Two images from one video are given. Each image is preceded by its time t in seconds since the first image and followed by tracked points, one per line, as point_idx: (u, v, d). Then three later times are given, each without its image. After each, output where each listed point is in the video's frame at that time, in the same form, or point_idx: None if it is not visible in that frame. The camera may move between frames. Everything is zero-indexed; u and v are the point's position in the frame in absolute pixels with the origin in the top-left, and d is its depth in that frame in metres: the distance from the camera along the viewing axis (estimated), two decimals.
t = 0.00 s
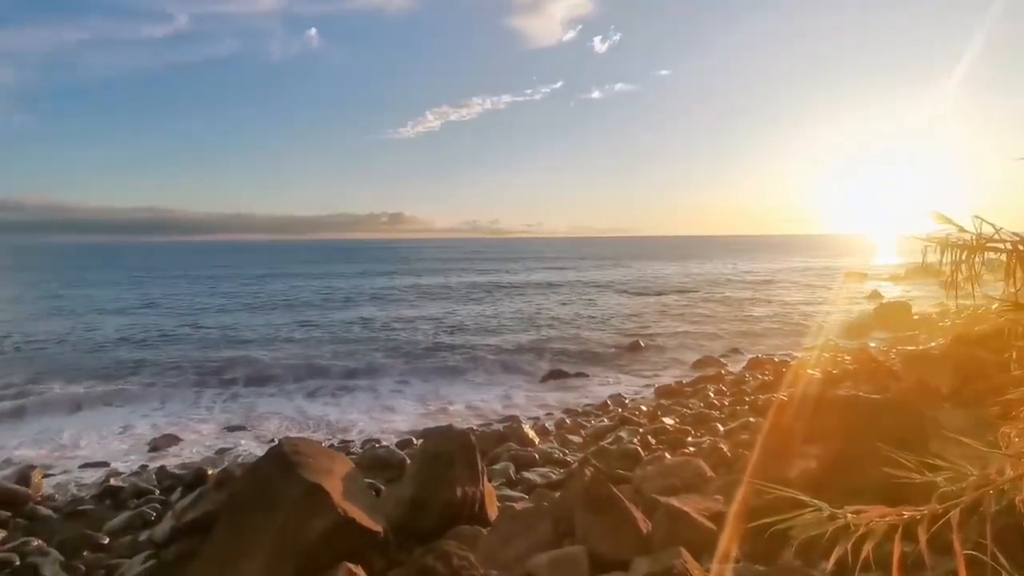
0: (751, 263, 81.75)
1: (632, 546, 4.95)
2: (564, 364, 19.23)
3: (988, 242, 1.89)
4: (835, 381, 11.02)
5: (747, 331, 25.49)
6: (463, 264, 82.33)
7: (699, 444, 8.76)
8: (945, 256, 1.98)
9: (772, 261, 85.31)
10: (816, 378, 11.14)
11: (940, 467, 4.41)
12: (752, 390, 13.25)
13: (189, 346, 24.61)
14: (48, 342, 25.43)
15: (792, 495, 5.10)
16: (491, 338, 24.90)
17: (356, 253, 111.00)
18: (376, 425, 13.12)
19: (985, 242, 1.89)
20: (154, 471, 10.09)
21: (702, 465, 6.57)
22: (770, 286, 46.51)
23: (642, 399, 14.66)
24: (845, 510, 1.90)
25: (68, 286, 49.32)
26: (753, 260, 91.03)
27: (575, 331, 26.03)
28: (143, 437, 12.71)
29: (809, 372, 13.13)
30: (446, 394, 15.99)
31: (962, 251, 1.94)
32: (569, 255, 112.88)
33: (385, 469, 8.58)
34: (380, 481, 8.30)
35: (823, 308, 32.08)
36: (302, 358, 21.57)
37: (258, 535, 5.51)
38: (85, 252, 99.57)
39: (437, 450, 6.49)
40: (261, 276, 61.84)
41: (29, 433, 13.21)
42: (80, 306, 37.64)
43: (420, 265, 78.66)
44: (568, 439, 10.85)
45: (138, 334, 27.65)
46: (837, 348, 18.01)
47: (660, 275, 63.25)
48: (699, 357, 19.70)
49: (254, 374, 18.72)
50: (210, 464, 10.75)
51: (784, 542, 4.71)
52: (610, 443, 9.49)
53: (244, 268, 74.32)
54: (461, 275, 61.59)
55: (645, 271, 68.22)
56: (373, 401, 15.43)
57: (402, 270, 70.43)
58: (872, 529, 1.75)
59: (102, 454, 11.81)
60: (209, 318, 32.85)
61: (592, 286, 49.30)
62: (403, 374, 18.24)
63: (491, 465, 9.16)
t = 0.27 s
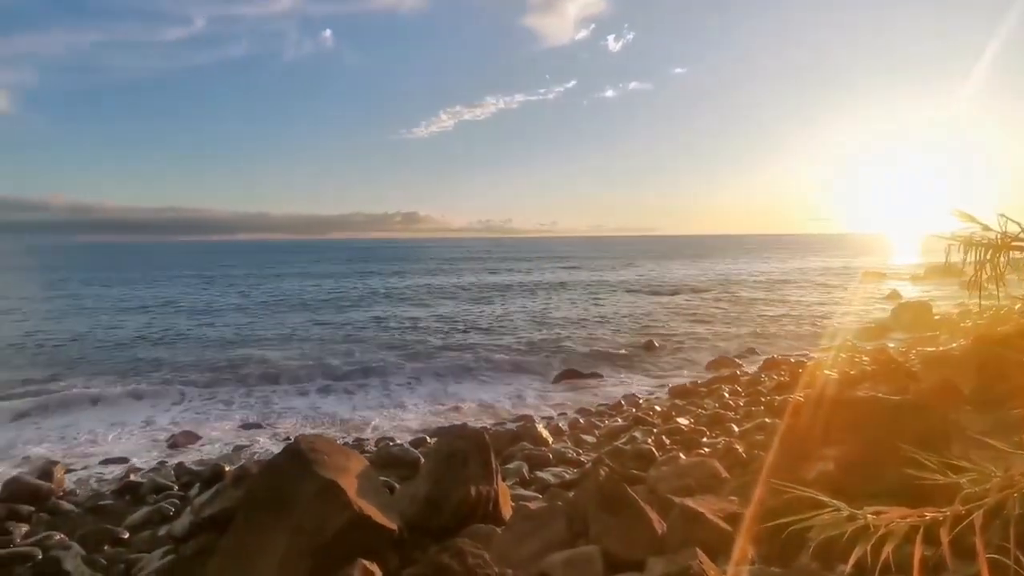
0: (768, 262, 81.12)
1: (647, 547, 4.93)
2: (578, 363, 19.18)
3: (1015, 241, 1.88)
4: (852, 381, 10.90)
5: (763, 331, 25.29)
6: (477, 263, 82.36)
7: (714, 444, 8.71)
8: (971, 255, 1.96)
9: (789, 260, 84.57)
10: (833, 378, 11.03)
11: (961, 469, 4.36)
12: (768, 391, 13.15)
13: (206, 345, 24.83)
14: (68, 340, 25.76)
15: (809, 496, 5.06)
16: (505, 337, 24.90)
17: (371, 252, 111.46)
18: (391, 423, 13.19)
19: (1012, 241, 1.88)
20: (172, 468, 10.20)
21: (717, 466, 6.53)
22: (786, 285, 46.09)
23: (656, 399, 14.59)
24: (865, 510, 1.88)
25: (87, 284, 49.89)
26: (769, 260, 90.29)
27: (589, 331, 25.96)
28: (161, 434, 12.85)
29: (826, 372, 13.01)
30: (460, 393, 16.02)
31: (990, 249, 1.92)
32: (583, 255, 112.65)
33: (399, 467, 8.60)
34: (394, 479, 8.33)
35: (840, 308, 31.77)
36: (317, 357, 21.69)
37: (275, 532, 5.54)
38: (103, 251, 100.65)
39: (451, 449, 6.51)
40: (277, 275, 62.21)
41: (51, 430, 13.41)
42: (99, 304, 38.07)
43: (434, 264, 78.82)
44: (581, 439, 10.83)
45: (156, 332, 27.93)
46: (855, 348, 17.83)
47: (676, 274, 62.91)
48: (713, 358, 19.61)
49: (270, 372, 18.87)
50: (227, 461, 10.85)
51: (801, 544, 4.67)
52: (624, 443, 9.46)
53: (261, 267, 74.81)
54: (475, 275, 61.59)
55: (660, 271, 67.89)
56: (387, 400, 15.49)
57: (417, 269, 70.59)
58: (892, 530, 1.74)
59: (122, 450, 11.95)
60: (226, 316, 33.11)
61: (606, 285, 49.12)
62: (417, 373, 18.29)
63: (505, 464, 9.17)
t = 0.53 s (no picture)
0: (783, 262, 80.44)
1: (659, 547, 4.91)
2: (592, 362, 19.14)
3: None
4: (868, 381, 10.78)
5: (778, 331, 25.10)
6: (490, 263, 82.34)
7: (727, 445, 8.65)
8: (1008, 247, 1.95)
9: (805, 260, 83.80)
10: (849, 380, 10.92)
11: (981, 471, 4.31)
12: (783, 391, 13.04)
13: (221, 343, 25.04)
14: (86, 338, 26.07)
15: (824, 498, 5.02)
16: (519, 337, 24.90)
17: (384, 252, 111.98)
18: (404, 422, 13.23)
19: None
20: (189, 464, 10.30)
21: (730, 466, 6.49)
22: (801, 285, 45.66)
23: (670, 398, 14.52)
24: (885, 512, 1.87)
25: (104, 284, 50.41)
26: (784, 259, 89.50)
27: (602, 331, 25.88)
28: (178, 432, 12.99)
29: (843, 373, 12.89)
30: (473, 393, 16.04)
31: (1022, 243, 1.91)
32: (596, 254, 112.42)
33: (412, 465, 8.64)
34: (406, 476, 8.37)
35: (857, 308, 31.44)
36: (331, 356, 21.81)
37: (290, 528, 5.57)
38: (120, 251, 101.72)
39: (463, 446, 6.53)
40: (292, 274, 62.56)
41: (71, 427, 13.58)
42: (116, 303, 38.49)
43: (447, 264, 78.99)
44: (594, 438, 10.81)
45: (173, 331, 28.18)
46: (872, 349, 17.64)
47: (689, 274, 62.54)
48: (727, 358, 19.51)
49: (285, 370, 18.99)
50: (243, 458, 10.94)
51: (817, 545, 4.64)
52: (637, 442, 9.43)
53: (275, 266, 75.23)
54: (488, 275, 61.54)
55: (674, 270, 67.53)
56: (400, 399, 15.54)
57: (429, 268, 70.70)
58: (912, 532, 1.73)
59: (140, 447, 12.08)
60: (241, 316, 33.34)
61: (620, 285, 48.93)
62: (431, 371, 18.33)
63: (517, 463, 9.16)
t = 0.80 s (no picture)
0: (796, 261, 79.87)
1: (670, 547, 4.90)
2: (602, 362, 19.11)
3: None
4: (881, 382, 10.69)
5: (790, 331, 24.93)
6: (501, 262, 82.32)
7: (738, 445, 8.62)
8: None
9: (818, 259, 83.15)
10: (861, 380, 10.84)
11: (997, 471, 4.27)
12: (794, 391, 12.97)
13: (233, 342, 25.20)
14: (100, 337, 26.32)
15: (836, 498, 5.00)
16: (529, 336, 24.89)
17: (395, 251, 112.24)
18: (415, 421, 13.26)
19: None
20: (202, 461, 10.39)
21: (741, 466, 6.47)
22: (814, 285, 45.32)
23: (681, 398, 14.47)
24: (899, 510, 1.86)
25: (118, 283, 50.84)
26: (797, 258, 88.89)
27: (613, 330, 25.81)
28: (191, 429, 13.10)
29: (855, 373, 12.79)
30: (483, 392, 16.05)
31: None
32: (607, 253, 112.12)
33: (422, 463, 8.66)
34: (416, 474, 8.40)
35: (871, 308, 31.17)
36: (343, 355, 21.90)
37: (302, 525, 5.60)
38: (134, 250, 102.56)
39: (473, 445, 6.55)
40: (303, 274, 62.82)
41: (86, 424, 13.72)
42: (129, 302, 38.83)
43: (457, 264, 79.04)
44: (604, 438, 10.79)
45: (185, 329, 28.39)
46: (886, 350, 17.49)
47: (701, 273, 62.23)
48: (738, 357, 19.42)
49: (296, 369, 19.08)
50: (255, 456, 11.02)
51: (830, 546, 4.61)
52: (647, 442, 9.41)
53: (287, 265, 75.58)
54: (498, 274, 61.53)
55: (685, 270, 67.23)
56: (411, 398, 15.59)
57: (440, 267, 70.77)
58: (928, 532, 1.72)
59: (153, 444, 12.19)
60: (253, 314, 33.55)
61: (630, 284, 48.75)
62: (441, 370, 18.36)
63: (527, 462, 9.17)
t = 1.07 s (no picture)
0: (810, 261, 79.28)
1: (682, 547, 4.89)
2: (613, 361, 19.07)
3: None
4: (895, 383, 10.60)
5: (804, 331, 24.77)
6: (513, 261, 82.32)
7: (750, 445, 8.58)
8: None
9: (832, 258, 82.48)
10: (874, 381, 10.76)
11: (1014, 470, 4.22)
12: (807, 392, 12.88)
13: (246, 341, 25.39)
14: (116, 335, 26.60)
15: (850, 499, 4.98)
16: (540, 335, 24.89)
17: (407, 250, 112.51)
18: (426, 419, 13.31)
19: None
20: (216, 458, 10.48)
21: (753, 467, 6.44)
22: (828, 285, 44.97)
23: (692, 398, 14.42)
24: (914, 510, 1.86)
25: (133, 282, 51.31)
26: (811, 258, 88.24)
27: (624, 330, 25.75)
28: (205, 427, 13.21)
29: (869, 374, 12.69)
30: (495, 391, 16.07)
31: None
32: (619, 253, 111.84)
33: (433, 461, 8.69)
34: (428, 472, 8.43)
35: (885, 308, 30.88)
36: (355, 353, 22.01)
37: (315, 522, 5.63)
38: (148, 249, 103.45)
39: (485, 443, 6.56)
40: (316, 273, 63.12)
41: (102, 421, 13.88)
42: (144, 301, 39.25)
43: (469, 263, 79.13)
44: (615, 437, 10.78)
45: (199, 328, 28.62)
46: (901, 350, 17.33)
47: (713, 273, 61.94)
48: (750, 358, 19.31)
49: (309, 368, 19.19)
50: (267, 453, 11.10)
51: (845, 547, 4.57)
52: (658, 442, 9.39)
53: (300, 265, 75.96)
54: (510, 274, 61.55)
55: (697, 269, 66.90)
56: (423, 397, 15.65)
57: (451, 267, 70.88)
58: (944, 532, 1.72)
59: (168, 441, 12.31)
60: (266, 313, 33.77)
61: (643, 284, 48.59)
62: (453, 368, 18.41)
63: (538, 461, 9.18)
